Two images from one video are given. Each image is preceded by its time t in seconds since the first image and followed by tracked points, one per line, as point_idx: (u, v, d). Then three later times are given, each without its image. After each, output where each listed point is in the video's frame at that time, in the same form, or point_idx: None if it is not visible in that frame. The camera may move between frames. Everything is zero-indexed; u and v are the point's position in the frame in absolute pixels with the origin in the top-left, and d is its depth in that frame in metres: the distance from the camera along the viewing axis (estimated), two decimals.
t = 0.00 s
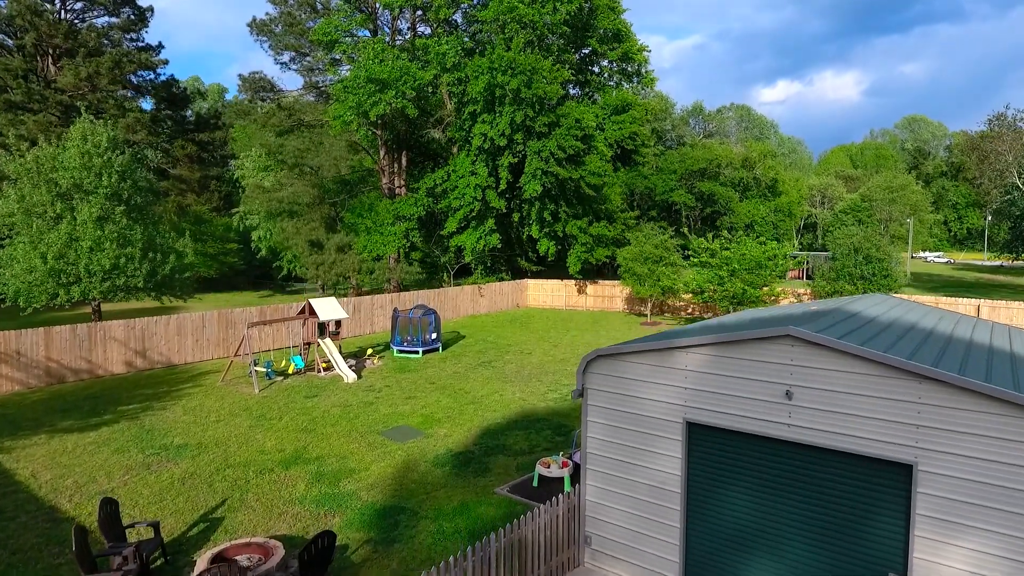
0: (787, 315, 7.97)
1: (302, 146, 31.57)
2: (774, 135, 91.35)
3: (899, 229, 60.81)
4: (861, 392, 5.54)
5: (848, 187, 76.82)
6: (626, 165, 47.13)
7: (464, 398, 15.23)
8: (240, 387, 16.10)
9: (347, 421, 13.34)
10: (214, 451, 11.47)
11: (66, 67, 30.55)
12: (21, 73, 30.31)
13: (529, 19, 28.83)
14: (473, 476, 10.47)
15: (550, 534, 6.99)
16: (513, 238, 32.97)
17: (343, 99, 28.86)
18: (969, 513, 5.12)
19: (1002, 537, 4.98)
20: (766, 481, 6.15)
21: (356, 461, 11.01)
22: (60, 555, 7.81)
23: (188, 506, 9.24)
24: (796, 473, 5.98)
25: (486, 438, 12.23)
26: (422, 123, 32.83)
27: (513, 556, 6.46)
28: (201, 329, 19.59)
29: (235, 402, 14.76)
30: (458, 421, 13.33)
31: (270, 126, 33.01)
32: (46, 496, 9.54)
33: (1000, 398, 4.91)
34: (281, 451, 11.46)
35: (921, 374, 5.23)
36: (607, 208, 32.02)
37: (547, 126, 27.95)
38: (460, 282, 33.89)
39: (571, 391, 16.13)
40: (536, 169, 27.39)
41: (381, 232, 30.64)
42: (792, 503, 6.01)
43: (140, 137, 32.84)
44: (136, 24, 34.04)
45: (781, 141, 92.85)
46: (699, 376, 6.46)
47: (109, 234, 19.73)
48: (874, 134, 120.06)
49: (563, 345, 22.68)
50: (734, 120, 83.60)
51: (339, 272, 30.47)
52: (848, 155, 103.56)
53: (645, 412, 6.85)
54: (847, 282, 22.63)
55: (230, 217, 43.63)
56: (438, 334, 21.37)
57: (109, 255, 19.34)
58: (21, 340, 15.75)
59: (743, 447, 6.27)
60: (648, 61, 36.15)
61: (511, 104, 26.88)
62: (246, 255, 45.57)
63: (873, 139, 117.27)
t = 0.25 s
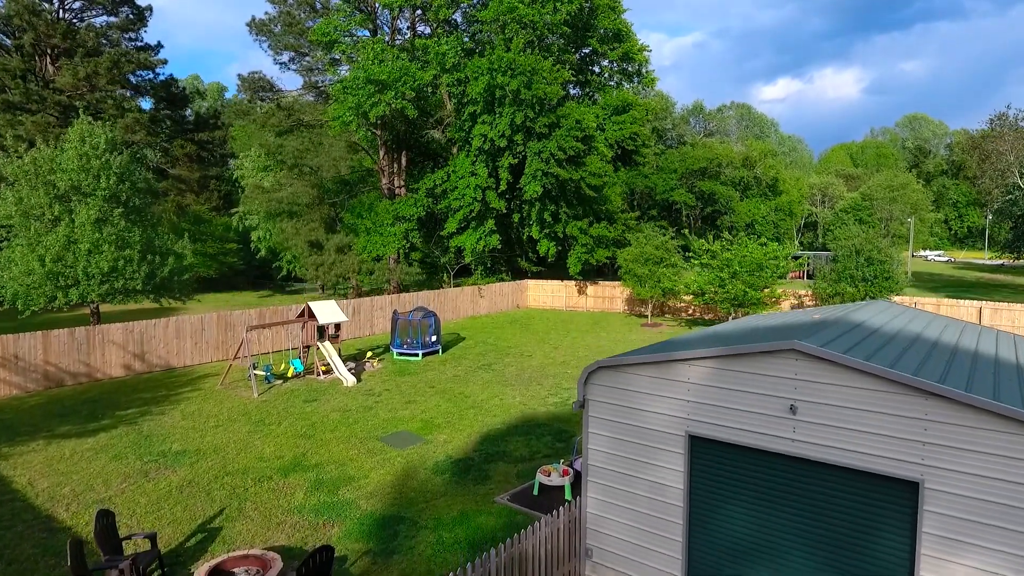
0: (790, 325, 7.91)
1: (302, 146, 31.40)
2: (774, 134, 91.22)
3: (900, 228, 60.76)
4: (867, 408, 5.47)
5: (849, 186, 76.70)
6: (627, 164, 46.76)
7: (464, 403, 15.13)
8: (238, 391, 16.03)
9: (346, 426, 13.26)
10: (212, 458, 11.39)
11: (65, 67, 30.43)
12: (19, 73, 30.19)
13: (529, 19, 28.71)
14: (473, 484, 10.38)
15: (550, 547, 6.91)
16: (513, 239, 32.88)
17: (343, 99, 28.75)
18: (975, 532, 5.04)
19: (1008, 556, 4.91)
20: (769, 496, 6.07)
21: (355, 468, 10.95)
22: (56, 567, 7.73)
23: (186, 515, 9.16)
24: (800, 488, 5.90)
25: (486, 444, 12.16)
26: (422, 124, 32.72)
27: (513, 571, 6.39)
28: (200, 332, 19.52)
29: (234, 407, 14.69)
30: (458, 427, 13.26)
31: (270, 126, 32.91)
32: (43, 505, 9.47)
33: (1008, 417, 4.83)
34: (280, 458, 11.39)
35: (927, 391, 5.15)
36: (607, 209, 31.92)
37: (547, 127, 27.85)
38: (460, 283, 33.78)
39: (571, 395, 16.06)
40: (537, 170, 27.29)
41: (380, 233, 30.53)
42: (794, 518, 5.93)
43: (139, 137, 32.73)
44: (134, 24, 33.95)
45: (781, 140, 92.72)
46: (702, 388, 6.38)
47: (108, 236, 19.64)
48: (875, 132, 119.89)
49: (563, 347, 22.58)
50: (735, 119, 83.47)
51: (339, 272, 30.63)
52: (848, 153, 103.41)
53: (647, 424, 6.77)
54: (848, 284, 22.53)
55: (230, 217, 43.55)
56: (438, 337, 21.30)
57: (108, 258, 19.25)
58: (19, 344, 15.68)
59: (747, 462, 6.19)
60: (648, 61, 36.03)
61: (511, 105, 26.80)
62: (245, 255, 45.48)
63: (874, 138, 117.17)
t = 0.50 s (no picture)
0: (793, 335, 7.84)
1: (301, 147, 31.23)
2: (774, 133, 91.08)
3: (901, 227, 60.69)
4: (872, 424, 5.39)
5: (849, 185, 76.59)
6: (627, 163, 46.61)
7: (464, 408, 15.04)
8: (237, 396, 15.95)
9: (345, 432, 13.19)
10: (211, 465, 11.32)
11: (63, 67, 30.31)
12: (17, 73, 30.07)
13: (529, 19, 28.60)
14: (473, 492, 10.30)
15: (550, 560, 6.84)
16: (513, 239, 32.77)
17: (342, 99, 28.63)
18: (982, 551, 4.96)
19: None
20: (772, 511, 5.99)
21: (354, 476, 10.87)
22: None
23: (183, 525, 9.08)
24: (804, 503, 5.82)
25: (486, 450, 12.08)
26: (422, 124, 32.60)
27: None
28: (199, 335, 19.43)
29: (233, 411, 14.61)
30: (458, 432, 13.18)
31: (269, 126, 32.81)
32: (39, 514, 9.39)
33: (1017, 435, 4.74)
34: (279, 465, 11.31)
35: (935, 408, 5.07)
36: (607, 210, 31.82)
37: (547, 128, 27.74)
38: (460, 284, 33.67)
39: (571, 399, 15.97)
40: (537, 171, 27.18)
41: (380, 233, 30.43)
42: (798, 533, 5.85)
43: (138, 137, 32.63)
44: (133, 23, 33.87)
45: (781, 139, 92.62)
46: (705, 402, 6.29)
47: (106, 239, 19.54)
48: (876, 131, 119.73)
49: (564, 349, 22.49)
50: (735, 117, 83.31)
51: (338, 274, 30.56)
52: (849, 152, 103.25)
53: (649, 437, 6.70)
54: (850, 286, 22.46)
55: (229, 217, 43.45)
56: (438, 339, 21.21)
57: (106, 260, 19.14)
58: (16, 348, 15.59)
59: (750, 475, 6.11)
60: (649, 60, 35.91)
61: (511, 106, 26.72)
62: (245, 255, 45.40)
63: (874, 136, 117.05)
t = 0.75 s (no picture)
0: (797, 345, 7.76)
1: (300, 147, 31.07)
2: (775, 131, 90.96)
3: (902, 227, 60.59)
4: (877, 440, 5.30)
5: (850, 183, 76.46)
6: (628, 163, 46.42)
7: (464, 412, 14.96)
8: (236, 400, 15.88)
9: (345, 438, 13.11)
10: (210, 473, 11.23)
11: (61, 67, 30.19)
12: (16, 73, 29.97)
13: (530, 20, 28.53)
14: (473, 500, 10.22)
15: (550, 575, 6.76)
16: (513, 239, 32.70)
17: (342, 100, 28.49)
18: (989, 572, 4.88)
19: None
20: (775, 526, 5.91)
21: (354, 483, 10.79)
22: None
23: (181, 535, 8.99)
24: (808, 519, 5.73)
25: (486, 456, 12.01)
26: (422, 125, 32.49)
27: None
28: (198, 337, 19.35)
29: (232, 416, 14.53)
30: (458, 438, 13.11)
31: (268, 126, 32.73)
32: (35, 524, 9.30)
33: None
34: (278, 472, 11.21)
35: (942, 425, 4.98)
36: (608, 210, 31.73)
37: (547, 129, 27.63)
38: (460, 284, 33.57)
39: (572, 403, 15.89)
40: (538, 172, 27.06)
41: (380, 234, 30.35)
42: (802, 549, 5.76)
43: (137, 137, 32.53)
44: (132, 23, 33.82)
45: (781, 138, 92.53)
46: (708, 416, 6.21)
47: (104, 241, 19.44)
48: (876, 129, 119.57)
49: (564, 352, 22.40)
50: (736, 116, 83.15)
51: (337, 275, 30.50)
52: (850, 151, 103.10)
53: (651, 450, 6.60)
54: (852, 288, 22.38)
55: (229, 216, 43.37)
56: (438, 342, 21.12)
57: (104, 263, 19.05)
58: (14, 352, 15.51)
59: (755, 490, 6.02)
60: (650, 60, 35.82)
61: (511, 107, 26.63)
62: (244, 255, 45.35)
63: (874, 134, 116.91)
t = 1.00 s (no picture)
0: (800, 355, 7.68)
1: (299, 146, 30.93)
2: (775, 129, 90.83)
3: (903, 225, 60.43)
4: (883, 457, 5.22)
5: (851, 182, 76.34)
6: (628, 161, 46.23)
7: (464, 417, 14.87)
8: (235, 404, 15.81)
9: (344, 443, 13.05)
10: (208, 480, 11.16)
11: (59, 67, 30.05)
12: (14, 72, 29.84)
13: (530, 20, 28.45)
14: (473, 508, 10.14)
15: None
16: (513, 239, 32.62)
17: (341, 100, 28.35)
18: None
19: None
20: (779, 542, 5.83)
21: (353, 490, 10.72)
22: None
23: (178, 545, 8.92)
24: (812, 536, 5.65)
25: (487, 462, 11.94)
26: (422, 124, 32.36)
27: None
28: (197, 340, 19.28)
29: (231, 421, 14.46)
30: (459, 443, 13.04)
31: (267, 126, 32.64)
32: (32, 533, 9.23)
33: None
34: (276, 479, 11.13)
35: (950, 444, 4.89)
36: (608, 211, 31.64)
37: (547, 129, 27.52)
38: (460, 284, 33.49)
39: (572, 406, 15.82)
40: (538, 173, 26.95)
41: (380, 234, 30.27)
42: (807, 566, 5.68)
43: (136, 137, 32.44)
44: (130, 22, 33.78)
45: (782, 136, 92.42)
46: (711, 430, 6.12)
47: (102, 243, 19.35)
48: (877, 126, 119.40)
49: (564, 353, 22.30)
50: (737, 115, 83.02)
51: (337, 275, 30.39)
52: (851, 149, 102.88)
53: (653, 463, 6.52)
54: (854, 289, 22.24)
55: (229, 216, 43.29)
56: (438, 344, 21.04)
57: (102, 265, 18.96)
58: (11, 356, 15.43)
59: (759, 506, 5.94)
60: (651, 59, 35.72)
61: (511, 107, 26.56)
62: (244, 255, 45.28)
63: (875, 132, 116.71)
